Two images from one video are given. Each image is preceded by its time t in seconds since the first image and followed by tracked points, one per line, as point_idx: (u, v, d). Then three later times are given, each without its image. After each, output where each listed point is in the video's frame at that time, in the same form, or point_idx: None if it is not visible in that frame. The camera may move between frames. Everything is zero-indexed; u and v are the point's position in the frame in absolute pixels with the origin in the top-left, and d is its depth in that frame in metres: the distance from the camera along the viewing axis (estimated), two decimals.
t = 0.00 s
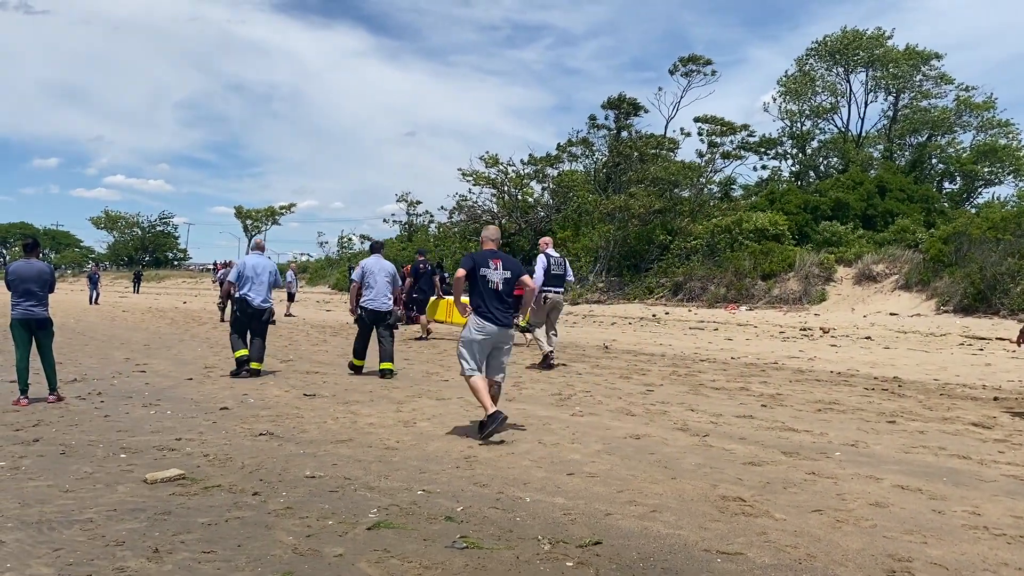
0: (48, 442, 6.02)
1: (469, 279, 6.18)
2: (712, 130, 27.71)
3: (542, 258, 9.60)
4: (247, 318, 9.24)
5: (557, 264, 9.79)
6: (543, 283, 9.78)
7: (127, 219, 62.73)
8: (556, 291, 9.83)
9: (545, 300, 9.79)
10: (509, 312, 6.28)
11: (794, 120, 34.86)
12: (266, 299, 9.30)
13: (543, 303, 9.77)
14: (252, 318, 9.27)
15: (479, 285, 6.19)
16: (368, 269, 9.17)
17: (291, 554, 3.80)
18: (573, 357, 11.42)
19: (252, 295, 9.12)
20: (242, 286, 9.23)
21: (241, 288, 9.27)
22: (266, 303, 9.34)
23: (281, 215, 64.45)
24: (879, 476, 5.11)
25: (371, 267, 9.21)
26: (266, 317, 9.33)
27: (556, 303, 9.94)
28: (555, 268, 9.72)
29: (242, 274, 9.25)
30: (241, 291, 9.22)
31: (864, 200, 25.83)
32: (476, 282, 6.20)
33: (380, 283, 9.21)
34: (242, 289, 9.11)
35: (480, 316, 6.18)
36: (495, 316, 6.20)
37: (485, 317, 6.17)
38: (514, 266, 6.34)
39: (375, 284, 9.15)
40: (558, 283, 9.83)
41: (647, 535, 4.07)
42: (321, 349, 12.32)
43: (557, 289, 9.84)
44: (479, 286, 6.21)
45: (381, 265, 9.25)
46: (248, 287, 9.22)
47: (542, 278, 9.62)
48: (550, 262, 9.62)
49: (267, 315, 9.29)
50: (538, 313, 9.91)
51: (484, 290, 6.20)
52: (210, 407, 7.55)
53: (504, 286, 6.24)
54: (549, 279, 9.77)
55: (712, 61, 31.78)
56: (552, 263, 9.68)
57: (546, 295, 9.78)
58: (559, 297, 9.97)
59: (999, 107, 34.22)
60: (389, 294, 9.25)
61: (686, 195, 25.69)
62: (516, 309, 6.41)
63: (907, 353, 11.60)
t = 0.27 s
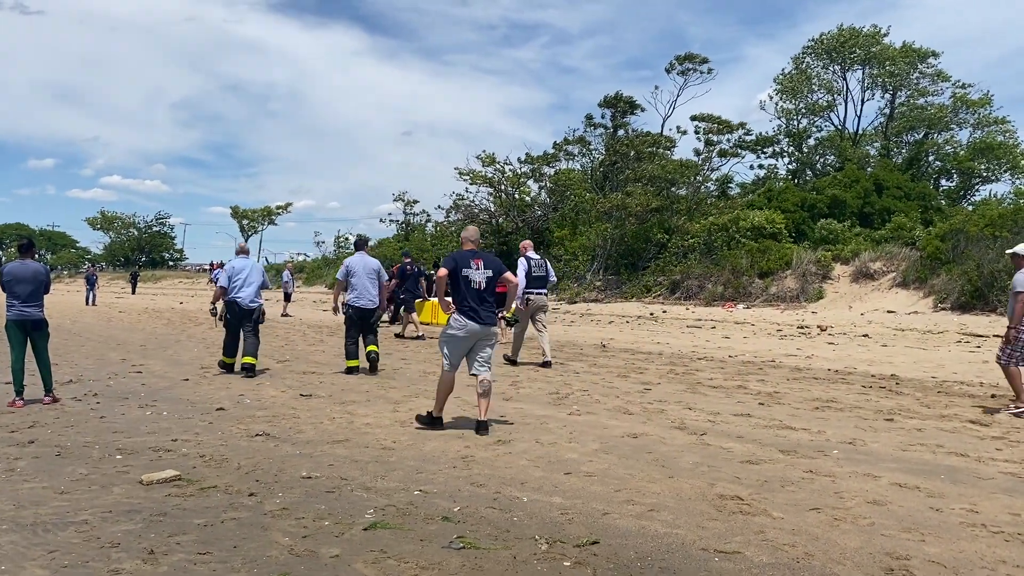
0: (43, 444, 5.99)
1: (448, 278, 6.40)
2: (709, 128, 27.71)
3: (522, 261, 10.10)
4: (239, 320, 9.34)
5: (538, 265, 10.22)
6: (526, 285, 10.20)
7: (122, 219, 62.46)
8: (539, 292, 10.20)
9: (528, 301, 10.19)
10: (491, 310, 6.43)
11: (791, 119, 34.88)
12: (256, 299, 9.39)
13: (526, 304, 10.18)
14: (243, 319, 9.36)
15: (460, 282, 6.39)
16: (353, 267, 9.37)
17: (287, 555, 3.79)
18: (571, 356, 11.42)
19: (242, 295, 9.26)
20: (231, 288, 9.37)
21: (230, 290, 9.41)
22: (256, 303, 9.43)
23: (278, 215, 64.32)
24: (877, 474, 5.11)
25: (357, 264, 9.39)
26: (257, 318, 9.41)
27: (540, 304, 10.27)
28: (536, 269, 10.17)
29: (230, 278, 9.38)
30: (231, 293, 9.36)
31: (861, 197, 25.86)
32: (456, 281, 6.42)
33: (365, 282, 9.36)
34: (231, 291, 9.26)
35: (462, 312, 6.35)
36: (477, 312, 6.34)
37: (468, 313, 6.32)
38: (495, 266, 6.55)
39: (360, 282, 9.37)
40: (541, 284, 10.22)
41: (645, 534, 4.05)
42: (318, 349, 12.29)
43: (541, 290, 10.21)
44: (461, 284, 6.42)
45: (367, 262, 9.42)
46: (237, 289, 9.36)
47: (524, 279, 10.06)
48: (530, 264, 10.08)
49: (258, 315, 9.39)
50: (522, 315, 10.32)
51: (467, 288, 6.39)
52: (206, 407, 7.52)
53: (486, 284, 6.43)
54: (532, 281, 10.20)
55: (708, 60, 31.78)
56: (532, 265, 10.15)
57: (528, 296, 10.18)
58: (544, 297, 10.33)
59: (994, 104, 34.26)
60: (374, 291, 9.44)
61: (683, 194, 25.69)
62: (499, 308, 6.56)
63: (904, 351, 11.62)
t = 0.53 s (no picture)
0: (38, 445, 5.97)
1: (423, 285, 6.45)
2: (705, 127, 27.73)
3: (500, 260, 9.92)
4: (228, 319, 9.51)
5: (516, 261, 10.06)
6: (506, 282, 10.05)
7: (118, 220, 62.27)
8: (520, 288, 10.11)
9: (508, 298, 10.11)
10: (465, 311, 6.58)
11: (786, 117, 34.90)
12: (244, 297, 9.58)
13: (507, 301, 10.11)
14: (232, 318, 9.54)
15: (434, 288, 6.47)
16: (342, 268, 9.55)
17: (283, 555, 3.77)
18: (568, 355, 11.41)
19: (230, 294, 9.41)
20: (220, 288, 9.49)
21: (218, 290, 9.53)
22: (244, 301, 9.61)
23: (273, 215, 64.21)
24: (873, 471, 5.11)
25: (346, 266, 9.58)
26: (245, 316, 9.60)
27: (521, 300, 10.21)
28: (514, 267, 10.01)
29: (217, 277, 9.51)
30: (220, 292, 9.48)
31: (857, 195, 25.90)
32: (430, 287, 6.47)
33: (353, 280, 9.57)
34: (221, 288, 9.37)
35: (437, 318, 6.47)
36: (453, 316, 6.49)
37: (444, 317, 6.46)
38: (466, 266, 6.65)
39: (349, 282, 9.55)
40: (521, 280, 10.07)
41: (642, 532, 4.05)
42: (314, 349, 12.27)
43: (520, 287, 10.12)
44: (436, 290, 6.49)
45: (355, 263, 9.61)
46: (226, 288, 9.49)
47: (503, 278, 9.92)
48: (508, 262, 9.93)
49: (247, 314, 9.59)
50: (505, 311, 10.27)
51: (441, 294, 6.48)
52: (202, 408, 7.50)
53: (459, 287, 6.54)
54: (511, 278, 10.03)
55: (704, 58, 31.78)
56: (510, 263, 9.98)
57: (509, 293, 10.07)
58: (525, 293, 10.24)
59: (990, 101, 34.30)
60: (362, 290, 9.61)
61: (679, 192, 25.70)
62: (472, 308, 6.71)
63: (901, 348, 11.63)
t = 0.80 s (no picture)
0: (36, 447, 5.96)
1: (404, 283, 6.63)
2: (703, 124, 27.73)
3: (487, 260, 10.32)
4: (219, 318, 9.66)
5: (503, 263, 10.43)
6: (492, 282, 10.32)
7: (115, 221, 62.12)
8: (506, 289, 10.31)
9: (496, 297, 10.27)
10: (445, 308, 6.70)
11: (784, 114, 34.91)
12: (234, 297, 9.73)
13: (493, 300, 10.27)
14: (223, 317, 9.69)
15: (414, 284, 6.66)
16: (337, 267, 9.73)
17: (283, 555, 3.77)
18: (566, 353, 11.41)
19: (222, 295, 9.55)
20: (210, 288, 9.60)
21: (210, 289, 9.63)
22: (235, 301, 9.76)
23: (271, 215, 64.14)
24: (872, 468, 5.12)
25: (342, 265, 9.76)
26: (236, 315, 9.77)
27: (508, 300, 10.36)
28: (500, 267, 10.36)
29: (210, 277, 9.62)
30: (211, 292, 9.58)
31: (855, 192, 25.92)
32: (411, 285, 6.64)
33: (348, 279, 9.72)
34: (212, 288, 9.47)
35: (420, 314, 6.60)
36: (433, 312, 6.62)
37: (422, 314, 6.61)
38: (448, 264, 6.75)
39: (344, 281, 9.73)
40: (507, 281, 10.34)
41: (641, 531, 4.05)
42: (312, 348, 12.26)
43: (506, 287, 10.33)
44: (418, 287, 6.65)
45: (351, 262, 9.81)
46: (218, 288, 9.60)
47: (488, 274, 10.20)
48: (494, 262, 10.29)
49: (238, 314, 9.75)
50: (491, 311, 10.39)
51: (423, 290, 6.63)
52: (200, 408, 7.50)
53: (440, 283, 6.67)
54: (497, 277, 10.32)
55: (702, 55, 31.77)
56: (497, 263, 10.37)
57: (494, 293, 10.28)
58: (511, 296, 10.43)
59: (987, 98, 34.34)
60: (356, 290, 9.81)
61: (677, 190, 25.71)
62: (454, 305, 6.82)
63: (899, 345, 11.64)
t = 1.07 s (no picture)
0: (37, 448, 5.96)
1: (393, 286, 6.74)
2: (702, 123, 27.72)
3: (477, 258, 10.39)
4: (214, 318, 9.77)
5: (492, 261, 10.54)
6: (482, 280, 10.47)
7: (114, 221, 62.05)
8: (494, 287, 10.57)
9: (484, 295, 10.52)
10: (432, 309, 6.84)
11: (783, 112, 34.89)
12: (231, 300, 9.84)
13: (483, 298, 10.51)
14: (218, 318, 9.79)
15: (403, 285, 6.77)
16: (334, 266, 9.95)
17: (284, 555, 3.77)
18: (566, 352, 11.42)
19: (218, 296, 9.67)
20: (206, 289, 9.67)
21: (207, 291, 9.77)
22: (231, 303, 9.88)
23: (271, 215, 64.11)
24: (873, 466, 5.11)
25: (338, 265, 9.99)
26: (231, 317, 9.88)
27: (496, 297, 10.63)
28: (490, 265, 10.50)
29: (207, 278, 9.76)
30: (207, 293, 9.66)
31: (854, 189, 25.92)
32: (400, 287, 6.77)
33: (344, 280, 9.96)
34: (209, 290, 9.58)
35: (409, 315, 6.74)
36: (421, 314, 6.76)
37: (410, 315, 6.74)
38: (436, 267, 6.87)
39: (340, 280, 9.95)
40: (495, 279, 10.55)
41: (643, 529, 4.04)
42: (313, 348, 12.26)
43: (495, 285, 10.54)
44: (406, 289, 6.77)
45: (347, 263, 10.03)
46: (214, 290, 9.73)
47: (479, 274, 10.35)
48: (485, 261, 10.38)
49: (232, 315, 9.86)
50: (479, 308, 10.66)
51: (411, 292, 6.77)
52: (201, 408, 7.50)
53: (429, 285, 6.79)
54: (486, 275, 10.48)
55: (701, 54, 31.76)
56: (487, 261, 10.47)
57: (484, 290, 10.50)
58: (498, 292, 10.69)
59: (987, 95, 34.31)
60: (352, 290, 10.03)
61: (677, 189, 25.69)
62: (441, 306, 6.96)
63: (900, 343, 11.64)
